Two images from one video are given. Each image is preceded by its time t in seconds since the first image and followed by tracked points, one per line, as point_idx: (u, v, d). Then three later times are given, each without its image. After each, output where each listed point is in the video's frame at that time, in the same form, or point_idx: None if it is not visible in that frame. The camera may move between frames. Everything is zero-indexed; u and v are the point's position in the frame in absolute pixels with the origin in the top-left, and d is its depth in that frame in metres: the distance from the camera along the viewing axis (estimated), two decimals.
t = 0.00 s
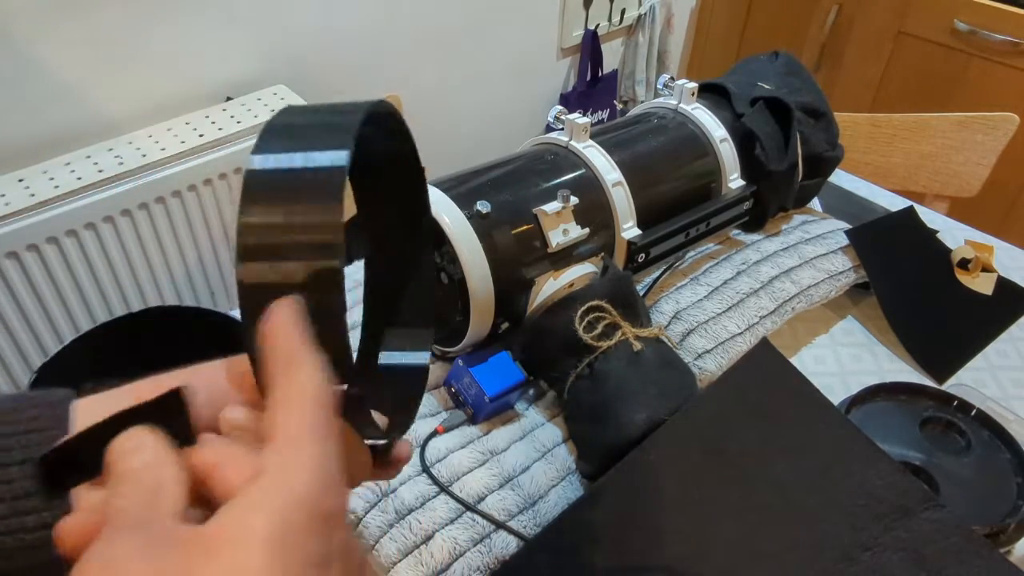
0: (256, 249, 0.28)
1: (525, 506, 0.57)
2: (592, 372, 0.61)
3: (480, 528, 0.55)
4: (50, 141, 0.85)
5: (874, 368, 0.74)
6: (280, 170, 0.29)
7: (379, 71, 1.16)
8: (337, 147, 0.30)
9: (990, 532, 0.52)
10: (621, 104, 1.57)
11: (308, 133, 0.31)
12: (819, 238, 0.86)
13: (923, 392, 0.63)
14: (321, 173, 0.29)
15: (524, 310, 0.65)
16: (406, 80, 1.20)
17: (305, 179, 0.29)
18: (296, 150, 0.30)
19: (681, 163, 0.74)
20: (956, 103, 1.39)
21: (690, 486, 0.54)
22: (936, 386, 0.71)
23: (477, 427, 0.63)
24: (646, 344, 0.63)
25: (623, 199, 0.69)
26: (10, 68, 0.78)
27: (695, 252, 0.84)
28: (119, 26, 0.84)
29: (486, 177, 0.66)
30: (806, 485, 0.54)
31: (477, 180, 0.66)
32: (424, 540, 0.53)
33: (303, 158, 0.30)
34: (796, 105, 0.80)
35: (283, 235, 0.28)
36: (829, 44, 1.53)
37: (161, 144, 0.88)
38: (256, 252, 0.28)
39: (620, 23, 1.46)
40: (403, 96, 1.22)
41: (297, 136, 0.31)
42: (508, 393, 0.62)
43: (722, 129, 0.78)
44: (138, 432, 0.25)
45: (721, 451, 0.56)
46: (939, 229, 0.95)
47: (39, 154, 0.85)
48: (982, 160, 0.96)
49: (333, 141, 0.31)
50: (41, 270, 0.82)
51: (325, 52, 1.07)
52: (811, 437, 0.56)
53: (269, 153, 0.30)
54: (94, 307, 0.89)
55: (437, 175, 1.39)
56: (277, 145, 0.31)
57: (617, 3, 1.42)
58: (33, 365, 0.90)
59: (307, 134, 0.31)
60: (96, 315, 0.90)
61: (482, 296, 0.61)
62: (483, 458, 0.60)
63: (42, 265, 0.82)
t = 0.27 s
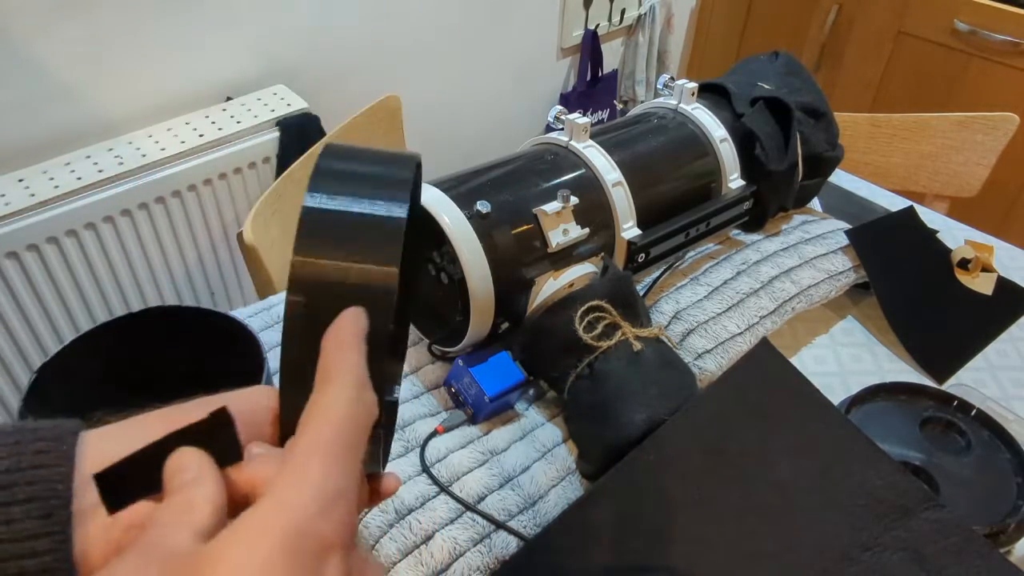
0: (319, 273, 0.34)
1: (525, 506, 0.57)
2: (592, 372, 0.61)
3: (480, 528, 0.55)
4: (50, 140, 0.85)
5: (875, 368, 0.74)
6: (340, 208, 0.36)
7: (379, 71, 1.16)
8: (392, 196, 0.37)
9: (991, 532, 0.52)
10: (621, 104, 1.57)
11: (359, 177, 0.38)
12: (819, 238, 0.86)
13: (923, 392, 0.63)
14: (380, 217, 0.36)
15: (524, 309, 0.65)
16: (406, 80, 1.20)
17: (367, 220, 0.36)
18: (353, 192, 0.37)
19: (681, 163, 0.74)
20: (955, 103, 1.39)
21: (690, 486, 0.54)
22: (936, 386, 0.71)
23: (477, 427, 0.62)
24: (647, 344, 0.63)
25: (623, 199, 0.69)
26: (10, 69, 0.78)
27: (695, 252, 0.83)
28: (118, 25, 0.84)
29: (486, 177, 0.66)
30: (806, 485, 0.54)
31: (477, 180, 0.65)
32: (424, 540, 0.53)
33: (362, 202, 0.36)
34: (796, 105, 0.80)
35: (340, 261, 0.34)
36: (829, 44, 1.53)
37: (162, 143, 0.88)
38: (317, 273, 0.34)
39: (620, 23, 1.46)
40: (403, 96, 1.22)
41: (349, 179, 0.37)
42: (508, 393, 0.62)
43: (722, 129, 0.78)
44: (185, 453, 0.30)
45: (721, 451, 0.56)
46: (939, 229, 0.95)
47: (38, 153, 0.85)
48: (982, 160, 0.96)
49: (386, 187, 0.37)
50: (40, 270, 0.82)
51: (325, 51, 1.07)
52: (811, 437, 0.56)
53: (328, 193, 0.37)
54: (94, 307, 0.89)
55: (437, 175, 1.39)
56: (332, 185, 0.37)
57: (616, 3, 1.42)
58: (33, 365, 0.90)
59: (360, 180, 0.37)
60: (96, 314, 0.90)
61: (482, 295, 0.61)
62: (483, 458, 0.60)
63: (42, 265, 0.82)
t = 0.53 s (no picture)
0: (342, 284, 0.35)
1: (525, 506, 0.57)
2: (592, 372, 0.61)
3: (480, 528, 0.55)
4: (50, 141, 0.85)
5: (875, 368, 0.74)
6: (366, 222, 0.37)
7: (378, 71, 1.16)
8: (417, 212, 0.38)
9: (990, 532, 0.52)
10: (621, 104, 1.57)
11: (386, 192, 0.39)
12: (819, 238, 0.86)
13: (922, 392, 0.63)
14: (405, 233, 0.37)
15: (524, 309, 0.65)
16: (406, 80, 1.20)
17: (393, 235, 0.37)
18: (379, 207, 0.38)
19: (681, 163, 0.74)
20: (956, 103, 1.39)
21: (690, 486, 0.54)
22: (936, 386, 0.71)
23: (477, 427, 0.62)
24: (647, 344, 0.63)
25: (623, 199, 0.69)
26: (10, 69, 0.79)
27: (695, 252, 0.83)
28: (118, 26, 0.84)
29: (486, 177, 0.66)
30: (806, 485, 0.54)
31: (477, 180, 0.65)
32: (424, 540, 0.53)
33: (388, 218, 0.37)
34: (796, 105, 0.80)
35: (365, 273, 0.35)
36: (829, 44, 1.53)
37: (162, 143, 0.88)
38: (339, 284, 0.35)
39: (620, 23, 1.46)
40: (402, 97, 1.22)
41: (372, 194, 0.38)
42: (508, 393, 0.62)
43: (722, 129, 0.78)
44: (171, 491, 0.31)
45: (721, 451, 0.56)
46: (940, 229, 0.95)
47: (38, 153, 0.85)
48: (982, 160, 0.96)
49: (411, 203, 0.38)
50: (40, 270, 0.82)
51: (325, 51, 1.07)
52: (811, 437, 0.56)
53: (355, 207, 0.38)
54: (94, 307, 0.89)
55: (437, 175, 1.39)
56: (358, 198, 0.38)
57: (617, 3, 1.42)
58: (33, 365, 0.90)
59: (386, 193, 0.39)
60: (96, 314, 0.90)
61: (482, 295, 0.61)
62: (483, 458, 0.60)
63: (42, 265, 0.82)
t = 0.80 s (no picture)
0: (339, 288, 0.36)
1: (525, 506, 0.57)
2: (592, 372, 0.61)
3: (480, 528, 0.55)
4: (50, 141, 0.85)
5: (875, 368, 0.74)
6: (360, 232, 0.38)
7: (378, 71, 1.16)
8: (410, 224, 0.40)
9: (991, 532, 0.52)
10: (621, 105, 1.57)
11: (379, 206, 0.41)
12: (819, 238, 0.86)
13: (922, 392, 0.63)
14: (398, 243, 0.38)
15: (524, 309, 0.65)
16: (406, 80, 1.20)
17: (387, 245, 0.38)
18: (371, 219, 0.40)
19: (681, 163, 0.74)
20: (955, 104, 1.39)
21: (690, 486, 0.54)
22: (936, 386, 0.71)
23: (477, 427, 0.62)
24: (647, 344, 0.63)
25: (623, 199, 0.69)
26: (9, 69, 0.78)
27: (695, 253, 0.83)
28: (118, 25, 0.84)
29: (485, 177, 0.66)
30: (806, 485, 0.54)
31: (477, 180, 0.65)
32: (424, 540, 0.54)
33: (382, 229, 0.39)
34: (796, 105, 0.80)
35: (359, 279, 0.36)
36: (829, 44, 1.53)
37: (162, 143, 0.88)
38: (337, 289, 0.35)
39: (620, 23, 1.46)
40: (402, 97, 1.22)
41: (366, 207, 0.40)
42: (508, 393, 0.62)
43: (722, 129, 0.78)
44: (179, 526, 0.31)
45: (721, 451, 0.56)
46: (939, 229, 0.95)
47: (38, 153, 0.85)
48: (982, 160, 0.96)
49: (404, 217, 0.40)
50: (40, 270, 0.82)
51: (325, 51, 1.07)
52: (811, 437, 0.56)
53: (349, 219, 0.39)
54: (94, 307, 0.89)
55: (437, 175, 1.38)
56: (352, 211, 0.40)
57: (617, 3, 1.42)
58: (33, 365, 0.90)
59: (377, 208, 0.41)
60: (96, 314, 0.90)
61: (482, 295, 0.61)
62: (483, 458, 0.60)
63: (41, 265, 0.82)
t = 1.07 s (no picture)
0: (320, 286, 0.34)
1: (525, 506, 0.57)
2: (592, 372, 0.61)
3: (480, 528, 0.55)
4: (50, 140, 0.85)
5: (875, 368, 0.74)
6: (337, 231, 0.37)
7: (378, 71, 1.16)
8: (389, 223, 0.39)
9: (990, 532, 0.52)
10: (621, 105, 1.57)
11: (357, 204, 0.39)
12: (819, 238, 0.86)
13: (923, 392, 0.63)
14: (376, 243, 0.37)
15: (524, 309, 0.65)
16: (406, 80, 1.20)
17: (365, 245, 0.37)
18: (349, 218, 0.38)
19: (681, 163, 0.74)
20: (955, 103, 1.39)
21: (690, 486, 0.54)
22: (936, 386, 0.71)
23: (477, 427, 0.62)
24: (646, 344, 0.63)
25: (623, 199, 0.69)
26: (9, 68, 0.78)
27: (695, 253, 0.83)
28: (118, 25, 0.84)
29: (485, 177, 0.66)
30: (806, 484, 0.54)
31: (477, 179, 0.65)
32: (424, 540, 0.54)
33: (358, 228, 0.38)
34: (796, 105, 0.80)
35: (337, 281, 0.34)
36: (829, 44, 1.52)
37: (162, 143, 0.88)
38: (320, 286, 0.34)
39: (620, 23, 1.46)
40: (402, 97, 1.22)
41: (344, 209, 0.39)
42: (508, 393, 0.63)
43: (722, 129, 0.78)
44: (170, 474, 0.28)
45: (721, 451, 0.56)
46: (939, 229, 0.95)
47: (38, 153, 0.85)
48: (982, 160, 0.96)
49: (382, 216, 0.39)
50: (40, 270, 0.82)
51: (325, 51, 1.07)
52: (811, 437, 0.56)
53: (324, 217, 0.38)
54: (94, 307, 0.89)
55: (437, 175, 1.39)
56: (328, 210, 0.39)
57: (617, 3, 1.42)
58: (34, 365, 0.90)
59: (353, 210, 0.39)
60: (96, 314, 0.90)
61: (482, 296, 0.61)
62: (483, 458, 0.60)
63: (41, 265, 0.82)
